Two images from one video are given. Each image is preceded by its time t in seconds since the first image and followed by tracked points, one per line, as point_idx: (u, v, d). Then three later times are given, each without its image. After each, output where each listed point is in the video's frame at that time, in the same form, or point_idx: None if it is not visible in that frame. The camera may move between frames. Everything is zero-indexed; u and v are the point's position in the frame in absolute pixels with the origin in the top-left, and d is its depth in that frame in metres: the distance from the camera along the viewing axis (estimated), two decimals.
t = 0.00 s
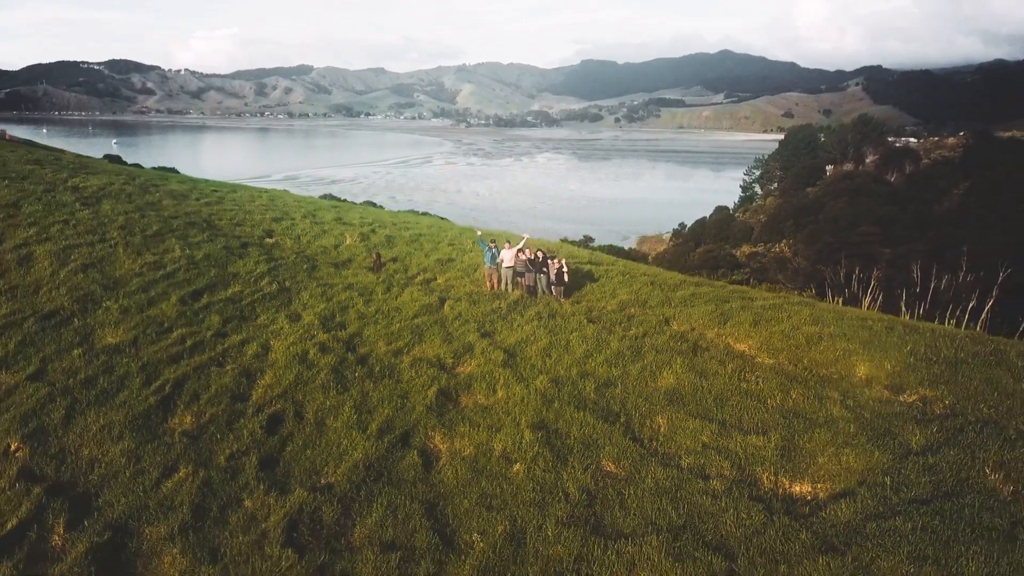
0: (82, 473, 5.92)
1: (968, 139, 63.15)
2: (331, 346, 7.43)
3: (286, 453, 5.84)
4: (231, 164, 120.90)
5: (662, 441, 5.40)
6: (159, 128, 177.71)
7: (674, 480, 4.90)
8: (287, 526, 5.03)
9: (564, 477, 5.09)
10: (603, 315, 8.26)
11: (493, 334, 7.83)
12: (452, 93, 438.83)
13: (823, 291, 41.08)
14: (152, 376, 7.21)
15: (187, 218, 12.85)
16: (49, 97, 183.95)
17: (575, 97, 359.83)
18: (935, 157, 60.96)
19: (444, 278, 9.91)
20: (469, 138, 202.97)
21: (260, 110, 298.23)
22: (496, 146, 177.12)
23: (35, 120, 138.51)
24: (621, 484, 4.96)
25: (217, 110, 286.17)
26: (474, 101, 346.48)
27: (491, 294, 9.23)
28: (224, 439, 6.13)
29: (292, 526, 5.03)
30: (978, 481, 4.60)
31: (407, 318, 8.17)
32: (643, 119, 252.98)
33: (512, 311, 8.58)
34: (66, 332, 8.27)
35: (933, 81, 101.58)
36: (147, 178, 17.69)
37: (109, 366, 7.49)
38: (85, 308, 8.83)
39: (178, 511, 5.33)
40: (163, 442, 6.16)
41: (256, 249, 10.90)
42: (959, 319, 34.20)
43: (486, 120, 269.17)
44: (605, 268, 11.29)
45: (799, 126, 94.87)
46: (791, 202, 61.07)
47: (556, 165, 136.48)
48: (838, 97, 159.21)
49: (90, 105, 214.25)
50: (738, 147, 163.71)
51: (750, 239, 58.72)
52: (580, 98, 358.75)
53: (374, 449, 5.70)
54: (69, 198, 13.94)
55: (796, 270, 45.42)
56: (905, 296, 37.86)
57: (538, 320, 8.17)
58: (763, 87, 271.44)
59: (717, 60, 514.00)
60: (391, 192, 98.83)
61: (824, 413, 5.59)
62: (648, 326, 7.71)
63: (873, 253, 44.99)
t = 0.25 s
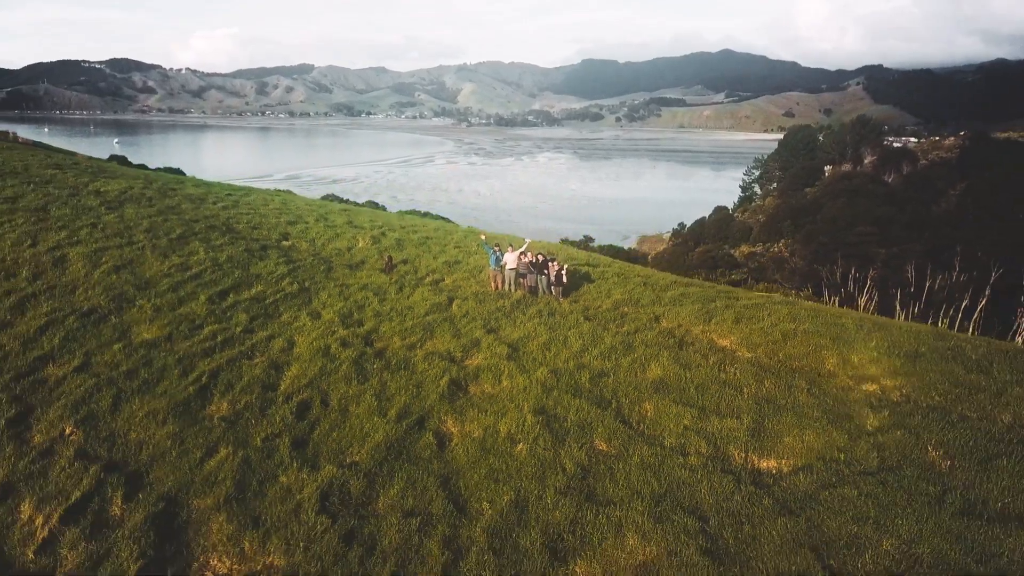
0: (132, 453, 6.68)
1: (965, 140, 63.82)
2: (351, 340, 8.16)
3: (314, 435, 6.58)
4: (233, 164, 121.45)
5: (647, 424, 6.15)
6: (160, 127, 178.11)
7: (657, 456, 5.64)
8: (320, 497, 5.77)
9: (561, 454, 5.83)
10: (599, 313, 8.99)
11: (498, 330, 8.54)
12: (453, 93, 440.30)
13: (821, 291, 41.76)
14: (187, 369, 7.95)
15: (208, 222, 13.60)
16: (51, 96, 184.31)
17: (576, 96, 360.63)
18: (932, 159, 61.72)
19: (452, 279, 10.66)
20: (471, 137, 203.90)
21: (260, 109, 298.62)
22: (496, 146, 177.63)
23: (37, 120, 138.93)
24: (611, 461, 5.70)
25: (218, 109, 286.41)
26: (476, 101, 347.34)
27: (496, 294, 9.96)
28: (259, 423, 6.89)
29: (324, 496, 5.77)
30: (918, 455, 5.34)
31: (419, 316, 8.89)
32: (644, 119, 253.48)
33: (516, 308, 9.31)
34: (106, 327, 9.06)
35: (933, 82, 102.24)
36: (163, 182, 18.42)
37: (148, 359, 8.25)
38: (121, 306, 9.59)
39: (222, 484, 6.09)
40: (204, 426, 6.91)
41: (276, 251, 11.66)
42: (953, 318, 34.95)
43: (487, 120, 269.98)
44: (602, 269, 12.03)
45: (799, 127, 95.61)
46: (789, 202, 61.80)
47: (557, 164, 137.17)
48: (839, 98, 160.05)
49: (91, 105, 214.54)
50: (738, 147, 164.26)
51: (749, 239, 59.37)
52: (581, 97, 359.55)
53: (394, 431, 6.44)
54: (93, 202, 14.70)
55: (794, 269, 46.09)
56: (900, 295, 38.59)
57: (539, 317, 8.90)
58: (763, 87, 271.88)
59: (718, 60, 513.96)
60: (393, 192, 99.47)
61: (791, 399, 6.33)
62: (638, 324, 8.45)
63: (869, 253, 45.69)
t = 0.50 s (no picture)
0: (169, 439, 7.34)
1: (962, 142, 64.50)
2: (366, 336, 8.82)
3: (336, 422, 7.24)
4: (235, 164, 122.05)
5: (639, 412, 6.79)
6: (162, 127, 178.65)
7: (647, 441, 6.29)
8: (343, 476, 6.41)
9: (560, 439, 6.49)
10: (596, 312, 9.63)
11: (502, 326, 9.19)
12: (453, 92, 440.64)
13: (818, 291, 42.36)
14: (215, 362, 8.60)
15: (224, 224, 14.25)
16: (52, 96, 184.64)
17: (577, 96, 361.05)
18: (929, 159, 62.36)
19: (458, 279, 11.31)
20: (472, 137, 204.40)
21: (261, 110, 298.99)
22: (497, 145, 178.12)
23: (39, 119, 139.43)
24: (606, 444, 6.35)
25: (219, 109, 286.80)
26: (477, 100, 347.68)
27: (500, 293, 10.60)
28: (285, 411, 7.54)
29: (348, 475, 6.42)
30: (880, 439, 5.99)
31: (429, 314, 9.55)
32: (645, 119, 253.89)
33: (519, 307, 9.96)
34: (135, 324, 9.71)
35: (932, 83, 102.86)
36: (176, 185, 19.07)
37: (178, 353, 8.90)
38: (148, 304, 10.25)
39: (254, 466, 6.73)
40: (233, 414, 7.56)
41: (291, 253, 12.30)
42: (947, 318, 35.59)
43: (488, 120, 270.55)
44: (600, 270, 12.67)
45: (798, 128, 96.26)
46: (788, 202, 62.41)
47: (557, 164, 137.78)
48: (839, 98, 160.72)
49: (92, 104, 214.93)
50: (739, 147, 164.69)
51: (748, 239, 59.95)
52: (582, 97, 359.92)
53: (409, 418, 7.09)
54: (113, 205, 15.36)
55: (791, 269, 46.70)
56: (896, 295, 39.25)
57: (540, 316, 9.54)
58: (764, 87, 272.20)
59: (719, 59, 513.66)
60: (394, 192, 100.05)
61: (770, 390, 6.96)
62: (633, 322, 9.08)
63: (866, 254, 46.29)
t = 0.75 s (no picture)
0: (200, 427, 8.00)
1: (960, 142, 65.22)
2: (380, 333, 9.48)
3: (353, 411, 7.89)
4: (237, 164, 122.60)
5: (633, 401, 7.45)
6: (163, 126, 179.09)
7: (639, 427, 6.95)
8: (363, 458, 7.08)
9: (560, 425, 7.16)
10: (594, 310, 10.28)
11: (506, 324, 9.86)
12: (454, 91, 441.20)
13: (815, 291, 42.96)
14: (240, 356, 9.27)
15: (239, 227, 14.93)
16: (53, 95, 185.10)
17: (577, 96, 361.50)
18: (927, 159, 63.03)
19: (464, 279, 11.98)
20: (473, 136, 205.11)
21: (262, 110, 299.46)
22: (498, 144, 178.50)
23: (41, 119, 139.83)
24: (601, 430, 7.01)
25: (219, 109, 286.95)
26: (477, 100, 348.20)
27: (504, 292, 11.27)
28: (308, 400, 8.21)
29: (367, 458, 7.09)
30: (847, 424, 6.68)
31: (438, 312, 10.22)
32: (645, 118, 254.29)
33: (522, 306, 10.61)
34: (162, 322, 10.38)
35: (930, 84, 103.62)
36: (188, 188, 19.75)
37: (203, 348, 9.58)
38: (173, 303, 10.94)
39: (281, 449, 7.40)
40: (257, 404, 8.24)
41: (305, 254, 12.97)
42: (941, 317, 36.23)
43: (489, 119, 271.11)
44: (598, 271, 13.32)
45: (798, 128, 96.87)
46: (787, 202, 63.03)
47: (558, 164, 138.42)
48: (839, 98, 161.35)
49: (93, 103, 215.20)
50: (739, 146, 165.18)
51: (746, 239, 60.55)
52: (582, 96, 360.43)
53: (421, 407, 7.75)
54: (131, 208, 16.04)
55: (789, 269, 47.27)
56: (891, 295, 39.92)
57: (542, 314, 10.19)
58: (764, 86, 272.51)
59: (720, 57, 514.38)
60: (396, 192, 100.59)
61: (752, 382, 7.62)
62: (628, 319, 9.73)
63: (864, 254, 46.89)
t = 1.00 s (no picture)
0: (228, 415, 8.68)
1: (958, 143, 65.89)
2: (393, 330, 10.16)
3: (370, 400, 8.57)
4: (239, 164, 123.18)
5: (627, 392, 8.11)
6: (164, 126, 179.62)
7: (633, 415, 7.62)
8: (381, 443, 7.75)
9: (561, 413, 7.82)
10: (593, 309, 10.93)
11: (510, 321, 10.51)
12: (455, 91, 441.85)
13: (812, 291, 43.58)
14: (262, 352, 9.94)
15: (254, 229, 15.63)
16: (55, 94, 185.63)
17: (578, 95, 362.04)
18: (925, 160, 63.70)
19: (470, 279, 12.65)
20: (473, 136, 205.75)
21: (263, 110, 300.00)
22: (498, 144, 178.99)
23: (44, 119, 140.50)
24: (599, 418, 7.67)
25: (220, 109, 287.59)
26: (478, 100, 348.91)
27: (508, 292, 11.93)
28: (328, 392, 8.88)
29: (385, 443, 7.76)
30: (823, 412, 7.34)
31: (446, 311, 10.88)
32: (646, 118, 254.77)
33: (525, 305, 11.27)
34: (187, 319, 11.06)
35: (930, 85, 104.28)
36: (201, 190, 20.45)
37: (226, 344, 10.25)
38: (196, 301, 11.62)
39: (304, 436, 8.07)
40: (281, 395, 8.92)
41: (318, 256, 13.64)
42: (936, 317, 36.86)
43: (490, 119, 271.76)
44: (597, 272, 13.98)
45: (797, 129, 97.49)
46: (785, 203, 63.69)
47: (559, 163, 139.11)
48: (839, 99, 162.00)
49: (94, 103, 215.69)
50: (739, 146, 165.86)
51: (745, 239, 61.22)
52: (583, 96, 360.98)
53: (433, 398, 8.42)
54: (149, 210, 16.76)
55: (787, 269, 47.90)
56: (886, 295, 40.59)
57: (544, 312, 10.86)
58: (765, 86, 273.27)
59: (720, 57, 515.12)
60: (398, 192, 101.19)
61: (738, 374, 8.28)
62: (625, 318, 10.38)
63: (861, 254, 47.55)
